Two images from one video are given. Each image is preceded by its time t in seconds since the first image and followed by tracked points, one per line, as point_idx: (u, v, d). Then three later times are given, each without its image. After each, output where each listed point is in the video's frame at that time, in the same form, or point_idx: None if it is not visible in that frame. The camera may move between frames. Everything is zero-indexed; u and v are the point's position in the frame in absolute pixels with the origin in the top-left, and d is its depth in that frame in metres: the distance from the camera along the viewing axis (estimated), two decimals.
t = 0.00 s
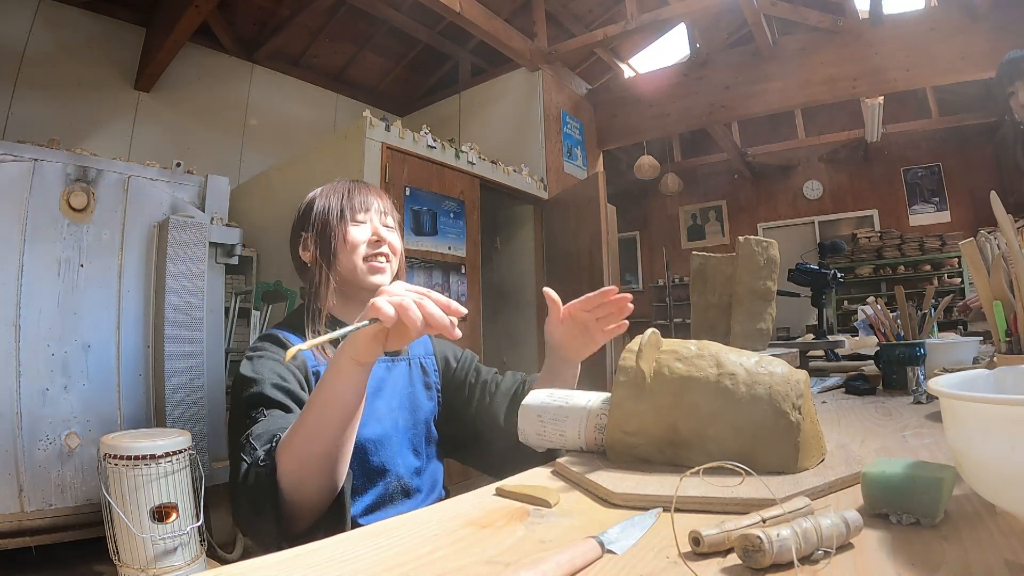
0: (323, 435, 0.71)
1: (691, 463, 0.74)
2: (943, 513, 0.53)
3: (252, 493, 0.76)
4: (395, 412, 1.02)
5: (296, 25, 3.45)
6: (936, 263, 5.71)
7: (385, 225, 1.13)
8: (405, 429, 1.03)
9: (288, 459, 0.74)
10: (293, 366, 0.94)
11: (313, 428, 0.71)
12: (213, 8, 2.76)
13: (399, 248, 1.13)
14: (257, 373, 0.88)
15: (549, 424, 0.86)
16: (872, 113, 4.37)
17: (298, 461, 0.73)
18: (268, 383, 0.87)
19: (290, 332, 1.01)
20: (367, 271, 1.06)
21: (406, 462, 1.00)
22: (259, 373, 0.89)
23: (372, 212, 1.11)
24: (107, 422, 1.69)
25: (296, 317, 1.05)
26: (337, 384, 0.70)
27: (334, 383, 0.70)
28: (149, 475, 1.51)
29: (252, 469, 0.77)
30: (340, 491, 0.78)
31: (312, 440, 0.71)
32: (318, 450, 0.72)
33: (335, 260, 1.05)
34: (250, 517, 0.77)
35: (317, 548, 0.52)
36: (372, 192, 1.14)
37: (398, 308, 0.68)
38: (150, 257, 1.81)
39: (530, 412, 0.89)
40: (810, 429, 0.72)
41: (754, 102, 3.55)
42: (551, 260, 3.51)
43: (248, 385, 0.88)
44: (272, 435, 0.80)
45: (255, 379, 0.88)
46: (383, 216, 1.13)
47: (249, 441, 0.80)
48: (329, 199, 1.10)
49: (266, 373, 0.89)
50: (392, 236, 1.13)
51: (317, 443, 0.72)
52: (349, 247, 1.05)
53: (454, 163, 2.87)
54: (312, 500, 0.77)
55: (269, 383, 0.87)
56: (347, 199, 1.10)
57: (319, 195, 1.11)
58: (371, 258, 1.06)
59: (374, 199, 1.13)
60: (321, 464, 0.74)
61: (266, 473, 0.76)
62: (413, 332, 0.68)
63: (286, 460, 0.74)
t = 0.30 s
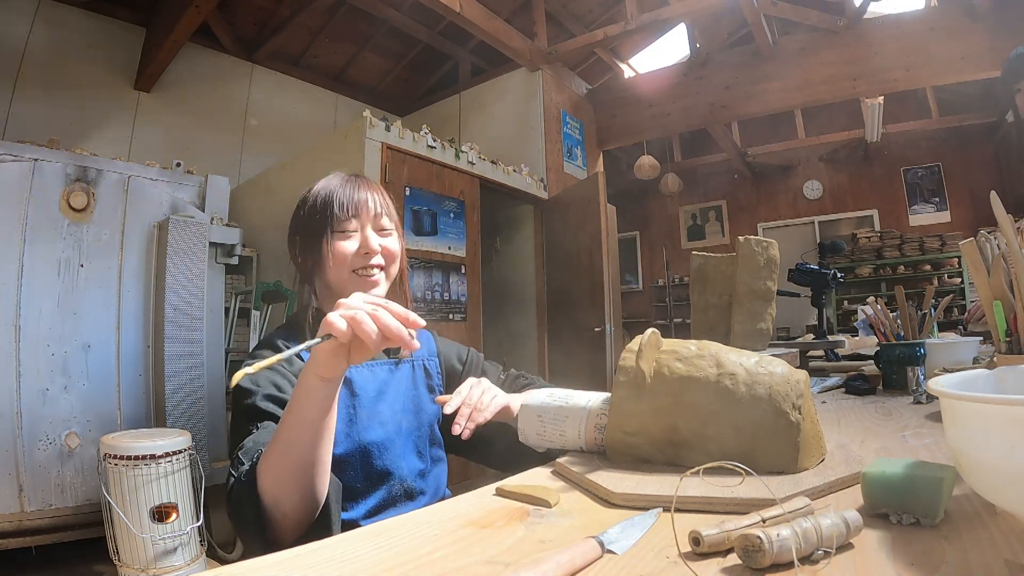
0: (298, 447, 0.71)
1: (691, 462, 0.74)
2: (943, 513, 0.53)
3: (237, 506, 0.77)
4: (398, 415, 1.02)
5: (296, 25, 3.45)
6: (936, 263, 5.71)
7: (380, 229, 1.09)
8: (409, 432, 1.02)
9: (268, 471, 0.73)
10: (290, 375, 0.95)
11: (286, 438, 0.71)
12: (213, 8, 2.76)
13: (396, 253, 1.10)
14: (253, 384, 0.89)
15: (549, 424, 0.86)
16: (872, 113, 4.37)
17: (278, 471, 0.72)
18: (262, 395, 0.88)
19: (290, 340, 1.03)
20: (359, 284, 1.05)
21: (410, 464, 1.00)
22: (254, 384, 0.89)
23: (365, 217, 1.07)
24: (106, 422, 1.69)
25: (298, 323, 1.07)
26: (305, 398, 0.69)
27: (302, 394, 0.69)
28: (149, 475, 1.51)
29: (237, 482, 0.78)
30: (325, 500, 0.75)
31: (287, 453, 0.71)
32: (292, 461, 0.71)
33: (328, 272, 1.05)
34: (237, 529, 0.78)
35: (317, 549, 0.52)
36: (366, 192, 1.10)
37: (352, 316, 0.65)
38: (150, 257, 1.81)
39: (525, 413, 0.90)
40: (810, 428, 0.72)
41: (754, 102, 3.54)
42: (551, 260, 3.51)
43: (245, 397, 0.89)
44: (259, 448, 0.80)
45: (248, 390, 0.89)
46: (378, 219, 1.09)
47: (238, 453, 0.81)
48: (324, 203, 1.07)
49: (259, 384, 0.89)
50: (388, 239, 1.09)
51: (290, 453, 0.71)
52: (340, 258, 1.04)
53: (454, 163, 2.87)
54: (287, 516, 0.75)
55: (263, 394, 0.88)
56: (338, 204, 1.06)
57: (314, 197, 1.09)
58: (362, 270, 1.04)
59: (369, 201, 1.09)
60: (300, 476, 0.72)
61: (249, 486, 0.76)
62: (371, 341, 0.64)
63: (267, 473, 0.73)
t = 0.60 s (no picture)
0: (312, 471, 0.65)
1: (691, 462, 0.74)
2: (942, 513, 0.53)
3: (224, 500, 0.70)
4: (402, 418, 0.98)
5: (296, 25, 3.45)
6: (936, 263, 5.71)
7: (398, 229, 1.07)
8: (414, 434, 0.97)
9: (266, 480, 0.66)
10: (294, 366, 0.89)
11: (300, 460, 0.64)
12: (213, 8, 2.76)
13: (410, 256, 1.09)
14: (255, 372, 0.83)
15: (549, 424, 0.86)
16: (872, 113, 4.37)
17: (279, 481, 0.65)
18: (264, 384, 0.82)
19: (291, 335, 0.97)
20: (376, 284, 1.02)
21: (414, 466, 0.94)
22: (256, 373, 0.83)
23: (387, 215, 1.05)
24: (106, 423, 1.69)
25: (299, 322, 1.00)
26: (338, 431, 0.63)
27: (334, 423, 0.63)
28: (150, 475, 1.51)
29: (231, 472, 0.70)
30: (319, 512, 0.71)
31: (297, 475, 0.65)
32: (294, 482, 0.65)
33: (344, 266, 1.00)
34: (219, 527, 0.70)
35: (316, 549, 0.52)
36: (389, 192, 1.08)
37: (450, 408, 0.61)
38: (150, 257, 1.82)
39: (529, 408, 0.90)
40: (810, 428, 0.72)
41: (754, 102, 3.54)
42: (551, 260, 3.51)
43: (245, 385, 0.83)
44: (258, 435, 0.73)
45: (248, 379, 0.83)
46: (397, 219, 1.07)
47: (231, 441, 0.74)
48: (348, 195, 1.03)
49: (261, 373, 0.84)
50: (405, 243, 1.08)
51: (294, 473, 0.65)
52: (359, 255, 1.00)
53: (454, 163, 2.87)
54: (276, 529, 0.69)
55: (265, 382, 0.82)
56: (362, 198, 1.03)
57: (333, 187, 1.04)
58: (382, 270, 1.02)
59: (390, 200, 1.07)
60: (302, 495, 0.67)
61: (242, 477, 0.69)
62: (466, 447, 0.60)
63: (261, 483, 0.66)
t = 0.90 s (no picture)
0: (334, 473, 0.63)
1: (691, 463, 0.74)
2: (942, 513, 0.53)
3: (229, 485, 0.67)
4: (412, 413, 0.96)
5: (296, 25, 3.45)
6: (936, 263, 5.71)
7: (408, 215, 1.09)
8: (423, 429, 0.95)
9: (283, 471, 0.64)
10: (309, 357, 0.86)
11: (328, 462, 0.62)
12: (213, 8, 2.76)
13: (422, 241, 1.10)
14: (270, 360, 0.80)
15: (550, 423, 0.86)
16: (872, 113, 4.37)
17: (298, 474, 0.64)
18: (281, 373, 0.78)
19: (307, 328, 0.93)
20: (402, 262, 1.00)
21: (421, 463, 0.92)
22: (270, 361, 0.80)
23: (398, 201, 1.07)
24: (106, 422, 1.69)
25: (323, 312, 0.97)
26: (376, 435, 0.62)
27: (373, 426, 0.61)
28: (149, 475, 1.51)
29: (241, 455, 0.67)
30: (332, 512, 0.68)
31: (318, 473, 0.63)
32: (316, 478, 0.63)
33: (369, 248, 0.98)
34: (221, 514, 0.68)
35: (316, 549, 0.52)
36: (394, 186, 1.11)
37: (516, 442, 0.61)
38: (150, 257, 1.82)
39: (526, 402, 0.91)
40: (810, 429, 0.72)
41: (754, 102, 3.54)
42: (551, 260, 3.51)
43: (260, 372, 0.79)
44: (273, 420, 0.71)
45: (262, 365, 0.80)
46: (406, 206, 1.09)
47: (242, 425, 0.71)
48: (358, 186, 1.04)
49: (275, 360, 0.81)
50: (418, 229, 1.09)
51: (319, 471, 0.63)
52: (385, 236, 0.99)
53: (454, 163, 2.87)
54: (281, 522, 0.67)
55: (280, 370, 0.78)
56: (372, 186, 1.05)
57: (340, 181, 1.05)
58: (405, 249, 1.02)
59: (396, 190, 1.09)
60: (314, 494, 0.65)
61: (253, 461, 0.66)
62: (527, 481, 0.61)
63: (278, 472, 0.64)
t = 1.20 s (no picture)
0: (327, 480, 0.63)
1: (692, 463, 0.74)
2: (942, 513, 0.53)
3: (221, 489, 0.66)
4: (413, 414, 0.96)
5: (296, 25, 3.45)
6: (936, 263, 5.71)
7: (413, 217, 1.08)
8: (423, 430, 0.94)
9: (276, 476, 0.64)
10: (309, 359, 0.85)
11: (322, 470, 0.63)
12: (213, 8, 2.76)
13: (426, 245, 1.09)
14: (269, 363, 0.79)
15: (549, 423, 0.86)
16: (872, 113, 4.37)
17: (290, 478, 0.64)
18: (279, 375, 0.78)
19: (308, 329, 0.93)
20: (400, 266, 1.00)
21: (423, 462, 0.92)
22: (269, 363, 0.80)
23: (403, 203, 1.06)
24: (106, 422, 1.69)
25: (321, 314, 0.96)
26: (372, 445, 0.62)
27: (370, 435, 0.62)
28: (149, 475, 1.51)
29: (235, 457, 0.66)
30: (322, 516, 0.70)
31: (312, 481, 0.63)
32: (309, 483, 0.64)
33: (367, 251, 0.99)
34: (212, 515, 0.67)
35: (316, 548, 0.52)
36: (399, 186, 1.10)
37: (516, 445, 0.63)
38: (150, 257, 1.82)
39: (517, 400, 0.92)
40: (810, 428, 0.72)
41: (754, 102, 3.54)
42: (551, 260, 3.51)
43: (258, 375, 0.79)
44: (268, 423, 0.70)
45: (261, 367, 0.80)
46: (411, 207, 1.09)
47: (238, 426, 0.70)
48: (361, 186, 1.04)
49: (274, 362, 0.80)
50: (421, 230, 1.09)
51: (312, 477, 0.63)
52: (385, 238, 1.00)
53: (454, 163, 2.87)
54: (273, 524, 0.67)
55: (278, 373, 0.78)
56: (376, 187, 1.04)
57: (344, 181, 1.05)
58: (405, 253, 1.01)
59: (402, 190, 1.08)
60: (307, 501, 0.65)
61: (246, 465, 0.65)
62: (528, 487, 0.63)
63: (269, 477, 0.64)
